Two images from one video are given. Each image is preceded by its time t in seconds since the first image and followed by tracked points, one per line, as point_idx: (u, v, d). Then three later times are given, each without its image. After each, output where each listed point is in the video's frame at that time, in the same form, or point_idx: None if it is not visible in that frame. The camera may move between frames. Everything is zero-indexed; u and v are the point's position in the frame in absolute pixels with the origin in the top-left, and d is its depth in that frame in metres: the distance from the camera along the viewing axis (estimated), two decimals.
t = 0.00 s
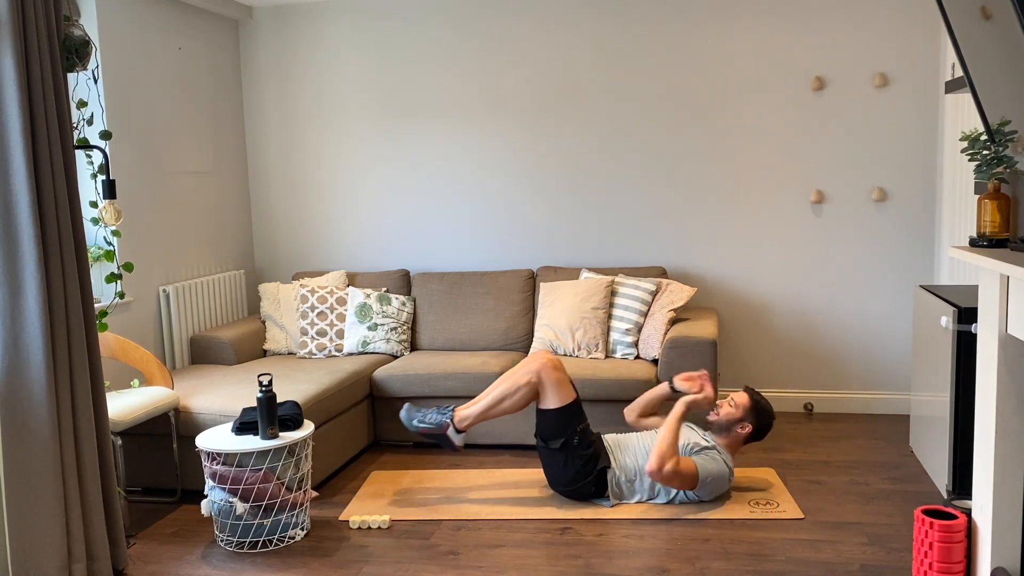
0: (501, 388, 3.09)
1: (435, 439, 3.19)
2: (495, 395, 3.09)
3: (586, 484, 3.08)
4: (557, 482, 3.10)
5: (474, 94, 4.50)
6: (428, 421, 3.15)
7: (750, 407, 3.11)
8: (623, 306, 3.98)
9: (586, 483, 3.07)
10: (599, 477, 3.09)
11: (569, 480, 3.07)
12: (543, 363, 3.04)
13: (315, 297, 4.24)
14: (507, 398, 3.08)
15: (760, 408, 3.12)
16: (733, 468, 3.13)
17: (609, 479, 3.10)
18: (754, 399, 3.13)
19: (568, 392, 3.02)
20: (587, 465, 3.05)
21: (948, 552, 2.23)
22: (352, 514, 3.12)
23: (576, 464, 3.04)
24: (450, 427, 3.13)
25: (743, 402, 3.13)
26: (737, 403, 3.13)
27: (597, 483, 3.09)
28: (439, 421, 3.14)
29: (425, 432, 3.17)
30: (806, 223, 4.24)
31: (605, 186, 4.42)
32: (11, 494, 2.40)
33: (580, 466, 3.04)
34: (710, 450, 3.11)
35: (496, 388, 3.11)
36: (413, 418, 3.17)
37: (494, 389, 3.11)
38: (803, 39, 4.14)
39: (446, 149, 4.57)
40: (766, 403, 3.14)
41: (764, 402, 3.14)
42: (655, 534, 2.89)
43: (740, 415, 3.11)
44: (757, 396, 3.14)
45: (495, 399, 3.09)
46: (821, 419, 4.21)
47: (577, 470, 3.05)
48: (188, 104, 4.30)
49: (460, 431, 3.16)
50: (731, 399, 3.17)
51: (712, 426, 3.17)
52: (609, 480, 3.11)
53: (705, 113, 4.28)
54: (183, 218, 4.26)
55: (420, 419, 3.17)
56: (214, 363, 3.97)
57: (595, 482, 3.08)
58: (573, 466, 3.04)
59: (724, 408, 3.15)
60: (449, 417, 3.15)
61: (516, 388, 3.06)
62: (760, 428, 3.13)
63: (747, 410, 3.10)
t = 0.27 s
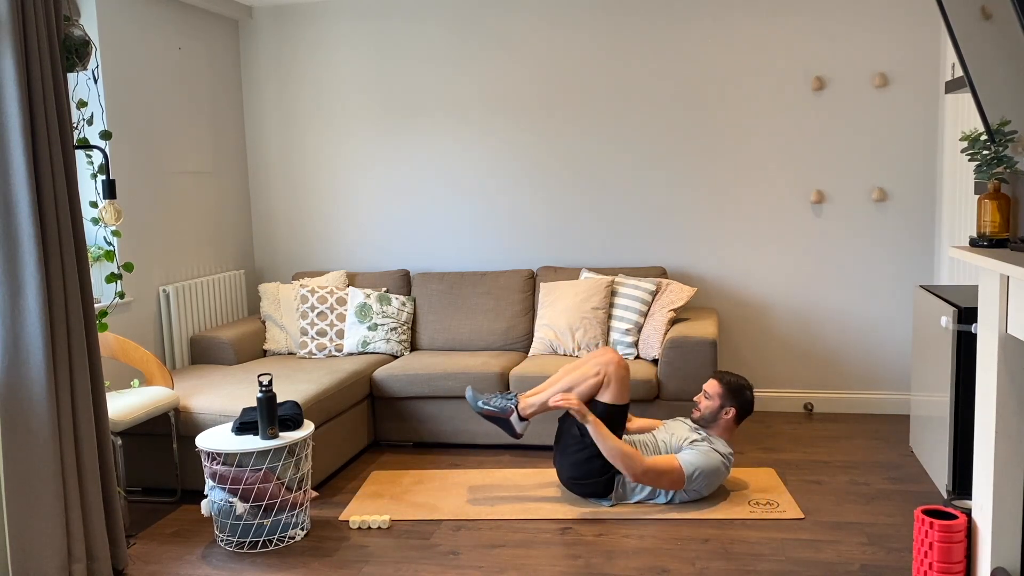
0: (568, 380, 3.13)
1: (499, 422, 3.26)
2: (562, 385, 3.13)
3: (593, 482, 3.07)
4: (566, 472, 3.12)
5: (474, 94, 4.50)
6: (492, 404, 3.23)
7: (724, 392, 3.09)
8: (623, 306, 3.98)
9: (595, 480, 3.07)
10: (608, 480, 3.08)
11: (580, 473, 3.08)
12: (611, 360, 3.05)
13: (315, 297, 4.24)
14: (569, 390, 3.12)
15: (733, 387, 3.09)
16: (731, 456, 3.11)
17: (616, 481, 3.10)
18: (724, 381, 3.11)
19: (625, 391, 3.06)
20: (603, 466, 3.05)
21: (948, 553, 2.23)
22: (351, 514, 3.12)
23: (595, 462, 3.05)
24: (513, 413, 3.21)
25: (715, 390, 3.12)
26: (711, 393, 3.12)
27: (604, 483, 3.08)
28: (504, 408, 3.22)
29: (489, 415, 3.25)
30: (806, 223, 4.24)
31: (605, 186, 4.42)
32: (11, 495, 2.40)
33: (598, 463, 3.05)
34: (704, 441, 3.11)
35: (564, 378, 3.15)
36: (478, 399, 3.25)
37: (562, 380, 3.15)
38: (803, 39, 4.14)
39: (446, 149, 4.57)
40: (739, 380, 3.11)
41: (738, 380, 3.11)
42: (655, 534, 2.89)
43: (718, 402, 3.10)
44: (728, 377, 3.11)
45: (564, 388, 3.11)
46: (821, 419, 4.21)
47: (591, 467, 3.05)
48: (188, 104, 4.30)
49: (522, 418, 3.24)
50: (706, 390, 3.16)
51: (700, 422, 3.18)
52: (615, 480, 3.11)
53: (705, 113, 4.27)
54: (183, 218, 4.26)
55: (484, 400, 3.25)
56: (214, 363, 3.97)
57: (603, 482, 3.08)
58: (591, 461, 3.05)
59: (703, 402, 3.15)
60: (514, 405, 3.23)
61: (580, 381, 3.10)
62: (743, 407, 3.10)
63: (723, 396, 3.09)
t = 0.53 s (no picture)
0: (598, 382, 3.08)
1: (520, 407, 3.27)
2: (591, 385, 3.07)
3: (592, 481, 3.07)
4: (566, 471, 3.11)
5: (474, 94, 4.50)
6: (516, 388, 3.26)
7: (723, 392, 3.08)
8: (623, 306, 3.98)
9: (594, 479, 3.06)
10: (608, 480, 3.07)
11: (580, 472, 3.07)
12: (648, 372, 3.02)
13: (315, 297, 4.24)
14: (597, 390, 3.07)
15: (732, 387, 3.08)
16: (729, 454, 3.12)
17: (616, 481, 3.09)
18: (722, 381, 3.10)
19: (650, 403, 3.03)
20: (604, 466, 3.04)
21: (948, 552, 2.23)
22: (351, 514, 3.12)
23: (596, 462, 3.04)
24: (535, 403, 3.18)
25: (714, 389, 3.11)
26: (710, 393, 3.11)
27: (603, 483, 3.08)
28: (529, 395, 3.21)
29: (512, 398, 3.28)
30: (806, 223, 4.24)
31: (605, 186, 4.42)
32: (11, 495, 2.40)
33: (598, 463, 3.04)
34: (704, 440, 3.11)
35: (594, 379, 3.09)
36: (503, 381, 3.30)
37: (592, 380, 3.09)
38: (803, 39, 4.14)
39: (446, 149, 4.57)
40: (737, 379, 3.11)
41: (736, 380, 3.10)
42: (655, 534, 2.89)
43: (717, 401, 3.09)
44: (727, 377, 3.10)
45: (591, 386, 3.07)
46: (821, 419, 4.21)
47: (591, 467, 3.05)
48: (188, 104, 4.30)
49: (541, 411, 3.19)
50: (704, 389, 3.15)
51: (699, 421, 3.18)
52: (615, 480, 3.10)
53: (705, 113, 4.27)
54: (183, 218, 4.26)
55: (509, 383, 3.29)
56: (214, 363, 3.97)
57: (602, 482, 3.07)
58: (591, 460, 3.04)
59: (702, 400, 3.15)
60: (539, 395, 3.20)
61: (611, 386, 3.05)
62: (742, 407, 3.10)
63: (722, 395, 3.08)
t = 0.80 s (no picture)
0: (585, 381, 3.08)
1: (510, 407, 3.22)
2: (579, 385, 3.08)
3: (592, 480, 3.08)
4: (566, 472, 3.12)
5: (474, 94, 4.50)
6: (506, 388, 3.19)
7: (723, 390, 3.09)
8: (623, 306, 3.98)
9: (594, 478, 3.07)
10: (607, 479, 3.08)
11: (580, 472, 3.08)
12: (635, 370, 3.04)
13: (315, 297, 4.24)
14: (585, 390, 3.07)
15: (733, 386, 3.09)
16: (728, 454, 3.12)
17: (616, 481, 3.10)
18: (723, 379, 3.10)
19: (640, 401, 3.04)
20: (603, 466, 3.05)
21: (948, 552, 2.23)
22: (351, 514, 3.12)
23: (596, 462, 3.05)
24: (524, 403, 3.16)
25: (714, 387, 3.11)
26: (710, 391, 3.11)
27: (603, 483, 3.08)
28: (517, 395, 3.17)
29: (502, 399, 3.20)
30: (807, 223, 4.24)
31: (605, 186, 4.42)
32: (11, 495, 2.40)
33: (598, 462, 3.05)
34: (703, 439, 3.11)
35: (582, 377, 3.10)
36: (493, 381, 3.20)
37: (579, 379, 3.10)
38: (803, 39, 4.14)
39: (446, 149, 4.57)
40: (738, 379, 3.11)
41: (736, 378, 3.11)
42: (655, 534, 2.89)
43: (717, 400, 3.09)
44: (727, 376, 3.11)
45: (579, 386, 3.07)
46: (821, 419, 4.21)
47: (591, 466, 3.06)
48: (188, 104, 4.30)
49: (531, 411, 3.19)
50: (704, 387, 3.15)
51: (698, 420, 3.17)
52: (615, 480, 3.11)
53: (705, 113, 4.27)
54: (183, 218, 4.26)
55: (498, 384, 3.21)
56: (214, 363, 3.97)
57: (602, 482, 3.08)
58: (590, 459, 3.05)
59: (701, 399, 3.15)
60: (528, 395, 3.17)
61: (599, 385, 3.05)
62: (742, 406, 3.10)
63: (722, 394, 3.09)
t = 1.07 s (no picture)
0: (552, 361, 2.98)
1: (468, 366, 3.00)
2: (546, 364, 2.96)
3: (592, 482, 3.08)
4: (566, 473, 3.12)
5: (474, 93, 4.50)
6: (474, 346, 2.97)
7: (730, 391, 3.09)
8: (623, 306, 3.98)
9: (594, 480, 3.07)
10: (607, 480, 3.08)
11: (580, 474, 3.08)
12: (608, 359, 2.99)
13: (315, 297, 4.24)
14: (552, 369, 2.97)
15: (739, 388, 3.09)
16: (730, 456, 3.12)
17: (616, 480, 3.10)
18: (730, 381, 3.10)
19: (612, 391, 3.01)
20: (602, 467, 3.05)
21: (948, 552, 2.23)
22: (351, 514, 3.12)
23: (594, 463, 3.05)
24: (484, 368, 2.96)
25: (720, 388, 3.11)
26: (715, 391, 3.11)
27: (603, 484, 3.08)
28: (481, 357, 2.96)
29: (465, 355, 2.98)
30: (807, 223, 4.24)
31: (605, 186, 4.42)
32: (10, 495, 2.40)
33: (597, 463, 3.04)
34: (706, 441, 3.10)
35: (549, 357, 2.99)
36: (462, 335, 2.97)
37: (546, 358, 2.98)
38: (803, 39, 4.14)
39: (446, 149, 4.57)
40: (745, 381, 3.11)
41: (743, 381, 3.11)
42: (655, 534, 2.89)
43: (723, 401, 3.09)
44: (734, 378, 3.11)
45: (545, 365, 2.96)
46: (821, 419, 4.21)
47: (590, 468, 3.05)
48: (188, 104, 4.30)
49: (487, 377, 2.99)
50: (710, 388, 3.14)
51: (701, 420, 3.17)
52: (615, 480, 3.11)
53: (705, 113, 4.27)
54: (184, 218, 4.26)
55: (467, 338, 2.98)
56: (214, 363, 3.97)
57: (602, 483, 3.08)
58: (589, 462, 3.05)
59: (706, 399, 3.14)
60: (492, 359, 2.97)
61: (569, 367, 2.97)
62: (747, 409, 3.10)
63: (729, 395, 3.09)
